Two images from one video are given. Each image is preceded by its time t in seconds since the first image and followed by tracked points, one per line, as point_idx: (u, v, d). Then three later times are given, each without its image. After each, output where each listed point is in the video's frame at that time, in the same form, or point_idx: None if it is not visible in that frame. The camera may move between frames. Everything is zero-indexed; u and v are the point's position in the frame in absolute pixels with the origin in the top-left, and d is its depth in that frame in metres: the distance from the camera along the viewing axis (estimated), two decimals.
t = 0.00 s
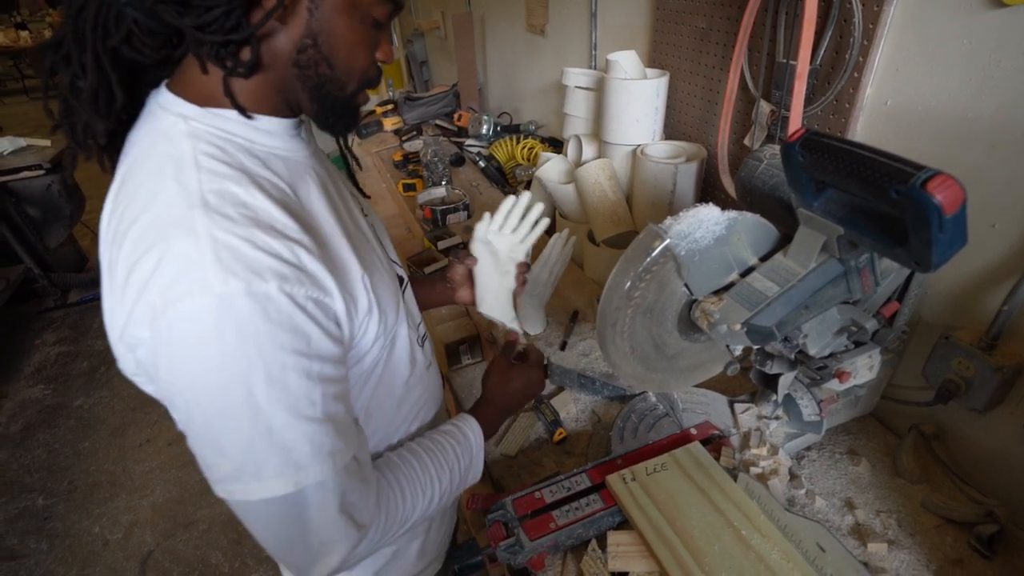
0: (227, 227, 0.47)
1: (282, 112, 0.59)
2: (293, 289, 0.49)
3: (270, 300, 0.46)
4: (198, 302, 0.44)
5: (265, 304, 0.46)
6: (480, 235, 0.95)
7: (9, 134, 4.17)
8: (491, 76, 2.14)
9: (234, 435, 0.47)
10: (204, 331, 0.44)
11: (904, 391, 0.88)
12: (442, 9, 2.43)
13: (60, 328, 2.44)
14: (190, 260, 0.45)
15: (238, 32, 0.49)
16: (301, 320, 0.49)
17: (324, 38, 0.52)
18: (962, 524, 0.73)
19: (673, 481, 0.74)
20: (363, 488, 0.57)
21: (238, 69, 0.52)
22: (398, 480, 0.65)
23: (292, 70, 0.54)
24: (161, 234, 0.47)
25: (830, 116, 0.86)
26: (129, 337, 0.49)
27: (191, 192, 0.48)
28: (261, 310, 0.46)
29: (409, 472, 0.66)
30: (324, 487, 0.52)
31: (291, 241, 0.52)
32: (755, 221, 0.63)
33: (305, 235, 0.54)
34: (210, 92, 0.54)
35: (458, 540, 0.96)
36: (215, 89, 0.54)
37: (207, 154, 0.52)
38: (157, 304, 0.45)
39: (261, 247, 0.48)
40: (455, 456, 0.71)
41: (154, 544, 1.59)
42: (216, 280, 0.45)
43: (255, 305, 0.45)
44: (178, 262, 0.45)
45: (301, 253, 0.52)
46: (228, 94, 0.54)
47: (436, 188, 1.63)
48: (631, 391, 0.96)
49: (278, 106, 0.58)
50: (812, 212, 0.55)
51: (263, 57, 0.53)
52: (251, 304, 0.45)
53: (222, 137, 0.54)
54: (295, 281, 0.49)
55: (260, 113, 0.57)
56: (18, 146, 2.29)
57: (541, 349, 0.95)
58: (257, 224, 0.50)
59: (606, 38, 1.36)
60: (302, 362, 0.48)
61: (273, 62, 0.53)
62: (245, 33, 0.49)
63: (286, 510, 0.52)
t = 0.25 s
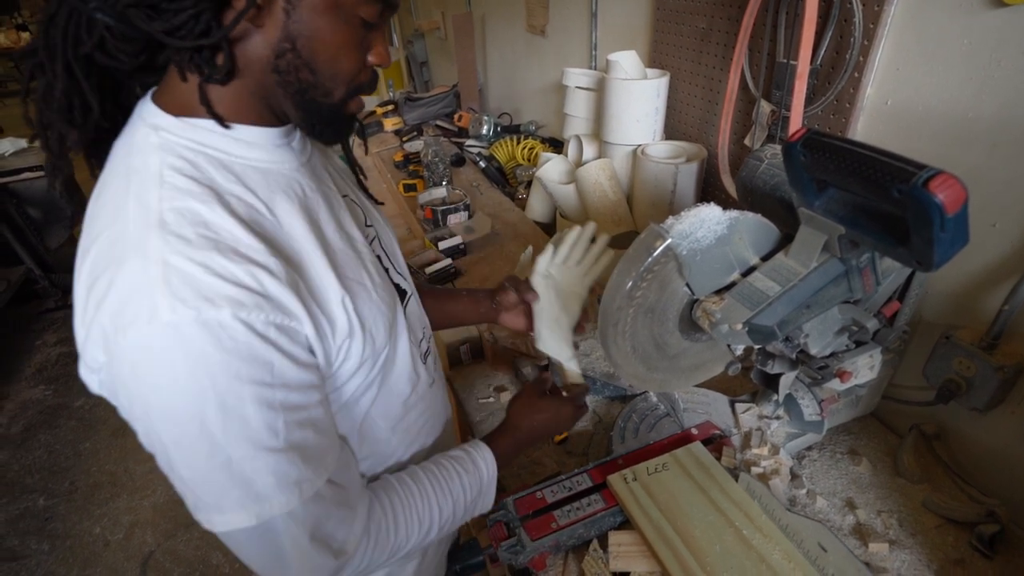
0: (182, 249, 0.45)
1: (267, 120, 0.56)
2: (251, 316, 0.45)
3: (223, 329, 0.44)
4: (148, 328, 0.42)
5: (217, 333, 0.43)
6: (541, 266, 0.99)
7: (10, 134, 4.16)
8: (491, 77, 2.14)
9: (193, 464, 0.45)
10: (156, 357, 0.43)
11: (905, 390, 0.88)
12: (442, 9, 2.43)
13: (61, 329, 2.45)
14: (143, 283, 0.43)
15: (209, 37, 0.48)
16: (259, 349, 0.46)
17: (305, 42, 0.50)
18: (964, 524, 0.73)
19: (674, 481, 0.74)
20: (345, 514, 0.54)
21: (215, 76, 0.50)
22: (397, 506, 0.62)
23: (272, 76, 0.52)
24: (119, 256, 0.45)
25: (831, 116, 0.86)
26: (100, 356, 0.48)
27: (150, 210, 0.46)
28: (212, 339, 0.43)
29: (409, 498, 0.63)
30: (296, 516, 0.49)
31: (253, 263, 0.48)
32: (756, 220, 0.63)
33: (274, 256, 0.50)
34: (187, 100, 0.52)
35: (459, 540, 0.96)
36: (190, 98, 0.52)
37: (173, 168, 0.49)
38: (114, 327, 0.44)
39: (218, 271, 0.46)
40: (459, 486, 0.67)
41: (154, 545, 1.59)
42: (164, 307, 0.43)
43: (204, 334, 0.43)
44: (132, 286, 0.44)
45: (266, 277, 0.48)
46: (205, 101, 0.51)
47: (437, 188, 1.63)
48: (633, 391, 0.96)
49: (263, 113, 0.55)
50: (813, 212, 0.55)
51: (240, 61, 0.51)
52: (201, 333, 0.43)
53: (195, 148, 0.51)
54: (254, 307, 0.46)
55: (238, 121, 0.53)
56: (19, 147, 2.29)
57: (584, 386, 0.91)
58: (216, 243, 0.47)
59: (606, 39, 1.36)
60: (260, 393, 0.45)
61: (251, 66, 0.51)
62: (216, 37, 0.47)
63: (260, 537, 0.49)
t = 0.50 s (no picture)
0: (164, 268, 0.44)
1: (260, 128, 0.56)
2: (235, 339, 0.43)
3: (205, 354, 0.42)
4: (126, 352, 0.41)
5: (199, 359, 0.41)
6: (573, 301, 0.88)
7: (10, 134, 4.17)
8: (491, 77, 2.14)
9: (178, 493, 0.43)
10: (135, 382, 0.41)
11: (906, 390, 0.88)
12: (443, 10, 2.43)
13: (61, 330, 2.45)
14: (124, 304, 0.42)
15: (196, 41, 0.47)
16: (243, 374, 0.43)
17: (298, 43, 0.49)
18: (965, 524, 0.73)
19: (675, 481, 0.74)
20: (340, 543, 0.53)
21: (205, 82, 0.50)
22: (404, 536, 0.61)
23: (264, 79, 0.52)
24: (100, 273, 0.44)
25: (832, 116, 0.86)
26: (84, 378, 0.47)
27: (132, 226, 0.45)
28: (192, 365, 0.41)
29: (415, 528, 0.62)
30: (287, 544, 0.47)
31: (239, 280, 0.47)
32: (757, 220, 0.63)
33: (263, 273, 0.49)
34: (177, 108, 0.52)
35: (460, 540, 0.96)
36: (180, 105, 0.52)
37: (158, 183, 0.48)
38: (94, 348, 0.43)
39: (202, 291, 0.44)
40: (471, 519, 0.65)
41: (155, 545, 1.59)
42: (143, 331, 0.41)
43: (184, 359, 0.41)
44: (111, 305, 0.42)
45: (253, 297, 0.46)
46: (193, 108, 0.51)
47: (438, 189, 1.63)
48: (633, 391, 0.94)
49: (256, 120, 0.55)
50: (815, 211, 0.55)
51: (228, 66, 0.51)
52: (181, 358, 0.41)
53: (182, 162, 0.51)
54: (239, 330, 0.44)
55: (228, 131, 0.53)
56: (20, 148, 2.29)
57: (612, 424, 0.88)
58: (200, 260, 0.46)
59: (607, 39, 1.36)
60: (245, 421, 0.43)
61: (241, 70, 0.51)
62: (203, 39, 0.47)
63: (252, 567, 0.47)
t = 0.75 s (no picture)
0: (170, 272, 0.43)
1: (268, 129, 0.56)
2: (242, 345, 0.43)
3: (211, 361, 0.41)
4: (130, 357, 0.40)
5: (206, 365, 0.41)
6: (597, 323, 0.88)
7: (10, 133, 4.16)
8: (492, 77, 2.14)
9: (177, 504, 0.42)
10: (137, 389, 0.40)
11: (906, 390, 0.88)
12: (443, 9, 2.43)
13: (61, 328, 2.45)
14: (130, 308, 0.42)
15: (209, 38, 0.47)
16: (250, 383, 0.42)
17: (311, 41, 0.49)
18: (967, 524, 0.73)
19: (675, 481, 0.74)
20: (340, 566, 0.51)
21: (215, 80, 0.50)
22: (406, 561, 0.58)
23: (275, 78, 0.51)
24: (105, 274, 0.44)
25: (833, 116, 0.86)
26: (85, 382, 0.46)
27: (139, 228, 0.45)
28: (198, 372, 0.40)
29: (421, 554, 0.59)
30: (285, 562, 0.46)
31: (246, 285, 0.46)
32: (757, 220, 0.63)
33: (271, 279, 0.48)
34: (187, 109, 0.52)
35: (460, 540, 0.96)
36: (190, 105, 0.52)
37: (165, 184, 0.48)
38: (98, 352, 0.42)
39: (209, 296, 0.44)
40: (479, 556, 0.62)
41: (155, 543, 1.59)
42: (149, 335, 0.40)
43: (190, 366, 0.40)
44: (117, 307, 0.42)
45: (261, 303, 0.46)
46: (202, 107, 0.51)
47: (438, 188, 1.63)
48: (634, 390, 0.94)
49: (265, 122, 0.55)
50: (815, 212, 0.55)
51: (240, 65, 0.50)
52: (186, 364, 0.40)
53: (190, 163, 0.51)
54: (246, 337, 0.43)
55: (237, 133, 0.53)
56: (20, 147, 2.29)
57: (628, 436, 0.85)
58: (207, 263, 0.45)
59: (608, 39, 1.36)
60: (251, 431, 0.42)
61: (253, 71, 0.51)
62: (216, 37, 0.46)
63: None
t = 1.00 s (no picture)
0: (178, 267, 0.43)
1: (280, 129, 0.56)
2: (247, 344, 0.43)
3: (214, 359, 0.41)
4: (135, 353, 0.40)
5: (209, 364, 0.41)
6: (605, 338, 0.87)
7: (8, 134, 4.15)
8: (492, 76, 2.14)
9: (173, 505, 0.42)
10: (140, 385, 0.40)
11: (907, 390, 0.87)
12: (443, 9, 2.43)
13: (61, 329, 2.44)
14: (137, 302, 0.41)
15: (225, 33, 0.47)
16: (254, 385, 0.42)
17: (327, 39, 0.49)
18: (968, 524, 0.73)
19: (676, 481, 0.74)
20: None
21: (229, 76, 0.49)
22: None
23: (289, 75, 0.51)
24: (113, 267, 0.44)
25: (833, 116, 0.86)
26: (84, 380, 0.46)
27: (148, 223, 0.45)
28: (201, 371, 0.40)
29: None
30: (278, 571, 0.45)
31: (253, 284, 0.46)
32: (758, 221, 0.63)
33: (279, 277, 0.48)
34: (199, 106, 0.52)
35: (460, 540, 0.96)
36: (204, 101, 0.52)
37: (175, 179, 0.48)
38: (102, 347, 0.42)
39: (215, 292, 0.43)
40: None
41: (154, 545, 1.59)
42: (155, 330, 0.40)
43: (192, 364, 0.40)
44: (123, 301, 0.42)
45: (269, 302, 0.46)
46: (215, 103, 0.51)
47: (438, 188, 1.63)
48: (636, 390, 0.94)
49: (278, 121, 0.55)
50: (816, 212, 0.55)
51: (255, 60, 0.50)
52: (189, 362, 0.40)
53: (200, 159, 0.50)
54: (251, 337, 0.43)
55: (249, 134, 0.53)
56: (18, 147, 2.28)
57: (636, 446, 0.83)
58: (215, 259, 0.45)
59: (608, 38, 1.36)
60: (251, 433, 0.42)
61: (267, 66, 0.50)
62: (233, 32, 0.46)
63: None
